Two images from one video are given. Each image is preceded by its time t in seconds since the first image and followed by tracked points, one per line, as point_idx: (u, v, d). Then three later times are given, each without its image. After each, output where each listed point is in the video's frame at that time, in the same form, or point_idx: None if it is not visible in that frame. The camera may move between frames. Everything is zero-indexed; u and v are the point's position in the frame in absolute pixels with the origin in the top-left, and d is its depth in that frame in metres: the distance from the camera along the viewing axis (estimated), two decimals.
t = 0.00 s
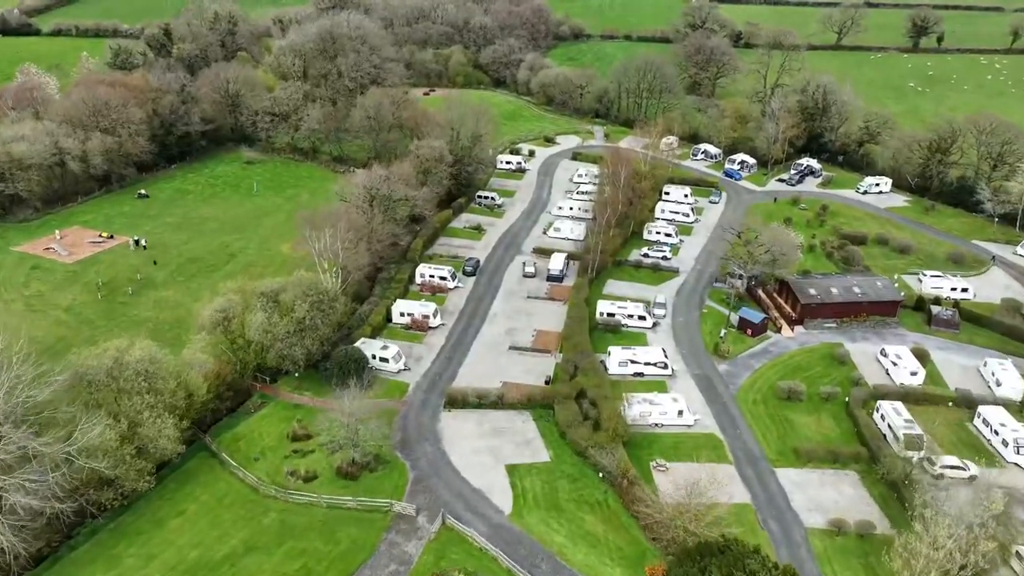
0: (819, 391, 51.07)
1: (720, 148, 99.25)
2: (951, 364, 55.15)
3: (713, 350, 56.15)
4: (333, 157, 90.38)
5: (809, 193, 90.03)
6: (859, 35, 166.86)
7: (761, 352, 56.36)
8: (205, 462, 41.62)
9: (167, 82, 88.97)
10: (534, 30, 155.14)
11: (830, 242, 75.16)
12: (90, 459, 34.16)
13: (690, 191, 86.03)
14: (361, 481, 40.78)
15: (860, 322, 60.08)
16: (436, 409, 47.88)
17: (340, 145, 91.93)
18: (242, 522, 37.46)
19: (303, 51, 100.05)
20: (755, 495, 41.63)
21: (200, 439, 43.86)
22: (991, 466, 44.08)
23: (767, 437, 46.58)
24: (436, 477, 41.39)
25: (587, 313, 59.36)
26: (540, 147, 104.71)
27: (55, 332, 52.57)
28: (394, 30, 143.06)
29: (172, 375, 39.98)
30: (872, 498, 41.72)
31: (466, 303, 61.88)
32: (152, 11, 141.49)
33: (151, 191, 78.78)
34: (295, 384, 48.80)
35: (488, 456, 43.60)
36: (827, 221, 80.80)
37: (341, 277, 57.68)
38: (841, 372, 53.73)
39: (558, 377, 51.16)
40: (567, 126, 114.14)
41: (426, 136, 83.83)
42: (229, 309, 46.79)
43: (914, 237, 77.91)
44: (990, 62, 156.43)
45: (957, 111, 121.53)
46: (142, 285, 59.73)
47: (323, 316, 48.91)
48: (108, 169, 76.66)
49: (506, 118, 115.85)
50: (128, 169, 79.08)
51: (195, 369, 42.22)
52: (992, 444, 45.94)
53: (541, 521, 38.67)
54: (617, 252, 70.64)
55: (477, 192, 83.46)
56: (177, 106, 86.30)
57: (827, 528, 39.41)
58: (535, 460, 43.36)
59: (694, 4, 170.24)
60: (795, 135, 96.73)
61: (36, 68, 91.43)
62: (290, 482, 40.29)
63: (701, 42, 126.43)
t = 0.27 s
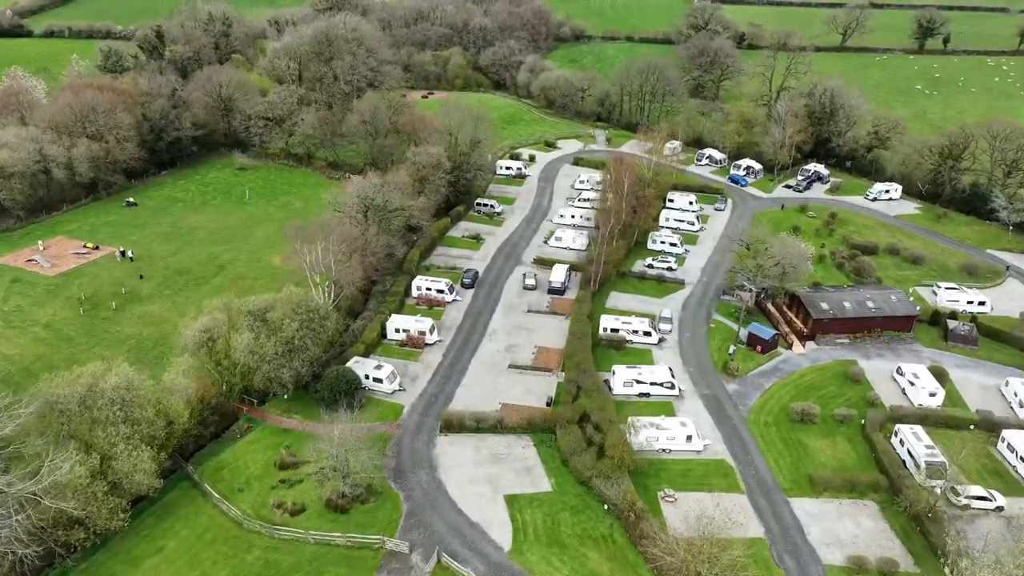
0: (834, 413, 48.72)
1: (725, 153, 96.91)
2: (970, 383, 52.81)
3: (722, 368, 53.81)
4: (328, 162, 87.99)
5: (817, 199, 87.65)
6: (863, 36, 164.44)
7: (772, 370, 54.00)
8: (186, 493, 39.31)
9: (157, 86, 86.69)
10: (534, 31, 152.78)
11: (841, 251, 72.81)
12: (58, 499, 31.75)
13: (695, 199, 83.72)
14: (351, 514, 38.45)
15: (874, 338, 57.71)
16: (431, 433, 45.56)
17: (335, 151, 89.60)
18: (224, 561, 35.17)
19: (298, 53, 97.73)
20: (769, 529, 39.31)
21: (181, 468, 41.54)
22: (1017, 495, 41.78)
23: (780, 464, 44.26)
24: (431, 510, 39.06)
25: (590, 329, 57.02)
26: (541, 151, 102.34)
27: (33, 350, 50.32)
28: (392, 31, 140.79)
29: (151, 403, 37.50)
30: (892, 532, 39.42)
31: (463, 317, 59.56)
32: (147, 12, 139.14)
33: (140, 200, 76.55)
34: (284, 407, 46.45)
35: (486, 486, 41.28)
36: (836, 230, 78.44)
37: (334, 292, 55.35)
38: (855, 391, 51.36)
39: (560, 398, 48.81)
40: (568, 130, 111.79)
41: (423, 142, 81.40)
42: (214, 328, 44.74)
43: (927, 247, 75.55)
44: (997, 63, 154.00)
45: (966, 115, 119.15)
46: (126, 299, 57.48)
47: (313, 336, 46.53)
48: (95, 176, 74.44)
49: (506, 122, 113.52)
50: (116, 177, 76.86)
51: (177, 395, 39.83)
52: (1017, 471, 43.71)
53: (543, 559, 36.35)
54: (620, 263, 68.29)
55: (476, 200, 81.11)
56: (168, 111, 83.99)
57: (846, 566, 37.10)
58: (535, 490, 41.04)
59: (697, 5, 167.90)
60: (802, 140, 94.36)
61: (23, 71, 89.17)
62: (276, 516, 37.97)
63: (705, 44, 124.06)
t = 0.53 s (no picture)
0: (846, 436, 46.43)
1: (726, 158, 94.77)
2: (986, 402, 50.59)
3: (727, 387, 51.49)
4: (318, 169, 85.42)
5: (821, 206, 85.49)
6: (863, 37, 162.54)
7: (779, 390, 51.71)
8: (161, 532, 36.87)
9: (141, 90, 84.10)
10: (529, 33, 150.42)
11: (847, 261, 70.62)
12: (14, 547, 29.29)
13: (695, 206, 81.47)
14: (337, 554, 35.99)
15: (885, 354, 55.44)
16: (423, 461, 43.16)
17: (325, 157, 87.13)
18: None
19: (287, 56, 95.15)
20: (782, 566, 37.00)
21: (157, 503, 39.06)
22: None
23: (791, 493, 41.95)
24: (422, 549, 36.67)
25: (589, 346, 54.66)
26: (537, 157, 99.98)
27: (3, 374, 47.86)
28: (385, 33, 138.35)
29: (122, 438, 35.08)
30: (912, 568, 37.16)
31: (457, 333, 57.16)
32: (136, 13, 136.21)
33: (122, 209, 74.04)
34: (268, 434, 43.97)
35: (481, 520, 38.92)
36: (841, 238, 76.26)
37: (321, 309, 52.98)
38: (867, 412, 49.11)
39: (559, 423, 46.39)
40: (565, 134, 109.51)
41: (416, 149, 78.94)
42: (192, 352, 42.20)
43: (934, 256, 73.44)
44: (999, 65, 152.26)
45: (969, 118, 117.24)
46: (104, 317, 55.03)
47: (298, 359, 44.02)
48: (74, 185, 71.94)
49: (502, 126, 111.19)
50: (97, 185, 74.34)
51: (150, 426, 37.36)
52: None
53: None
54: (620, 275, 65.96)
55: (471, 208, 78.71)
56: (152, 117, 81.39)
57: None
58: (533, 525, 38.67)
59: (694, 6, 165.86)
60: (805, 145, 92.20)
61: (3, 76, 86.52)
62: (257, 557, 35.51)
63: (704, 46, 121.89)
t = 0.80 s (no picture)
0: (853, 461, 44.30)
1: (721, 164, 92.81)
2: (996, 422, 48.62)
3: (728, 409, 49.27)
4: (302, 177, 82.61)
5: (818, 213, 83.61)
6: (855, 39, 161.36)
7: (782, 411, 49.54)
8: None
9: (117, 97, 81.20)
10: (519, 35, 148.17)
11: (847, 272, 68.69)
12: None
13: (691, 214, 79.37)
14: None
15: (890, 371, 53.39)
16: (409, 494, 40.65)
17: (309, 165, 84.47)
18: None
19: (270, 61, 92.50)
20: None
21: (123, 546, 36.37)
22: None
23: (798, 524, 39.75)
24: None
25: (584, 365, 52.33)
26: (528, 163, 97.68)
27: None
28: (372, 36, 135.68)
29: (82, 481, 32.47)
30: None
31: (446, 352, 54.72)
32: (117, 15, 132.85)
33: (97, 222, 71.20)
34: (244, 466, 41.35)
35: (471, 560, 36.49)
36: (840, 247, 74.35)
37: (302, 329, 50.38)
38: (875, 434, 47.06)
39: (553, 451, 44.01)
40: (556, 139, 107.28)
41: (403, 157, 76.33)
42: (161, 381, 39.89)
43: (936, 264, 71.64)
44: (992, 66, 151.31)
45: (965, 121, 115.89)
46: (73, 339, 52.30)
47: (276, 387, 41.40)
48: (45, 197, 69.06)
49: (492, 131, 108.84)
50: (70, 197, 71.47)
51: (114, 466, 34.74)
52: None
53: None
54: (615, 288, 63.70)
55: (460, 218, 76.27)
56: (128, 125, 78.47)
57: None
58: (527, 565, 36.29)
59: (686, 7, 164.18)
60: (801, 150, 90.36)
61: None
62: None
63: (696, 49, 120.01)
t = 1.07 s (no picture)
0: (863, 487, 42.19)
1: (715, 169, 90.82)
2: (1008, 442, 46.70)
3: (730, 431, 47.10)
4: (285, 186, 79.83)
5: (815, 220, 81.81)
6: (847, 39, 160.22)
7: (786, 432, 47.42)
8: None
9: (91, 104, 78.15)
10: (507, 37, 145.87)
11: (847, 282, 66.82)
12: None
13: (686, 221, 77.29)
14: None
15: (896, 388, 51.42)
16: (395, 532, 38.17)
17: (292, 173, 81.78)
18: None
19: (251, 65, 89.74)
20: None
21: None
22: None
23: (807, 558, 37.56)
24: None
25: (578, 386, 50.03)
26: (518, 168, 95.35)
27: None
28: (358, 39, 133.00)
29: (36, 531, 30.22)
30: None
31: (434, 373, 52.26)
32: (96, 16, 129.31)
33: (69, 235, 68.26)
34: (218, 502, 38.70)
35: None
36: (839, 255, 72.48)
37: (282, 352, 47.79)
38: (882, 457, 45.06)
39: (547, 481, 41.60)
40: (547, 144, 105.06)
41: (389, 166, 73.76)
42: (126, 415, 37.24)
43: (938, 272, 69.86)
44: (983, 67, 150.60)
45: (959, 123, 114.72)
46: (38, 363, 49.47)
47: (252, 419, 38.76)
48: (13, 210, 66.10)
49: (480, 136, 106.48)
50: (40, 210, 68.50)
51: (72, 511, 32.28)
52: None
53: None
54: (610, 301, 61.46)
55: (448, 227, 73.86)
56: (102, 133, 75.45)
57: None
58: None
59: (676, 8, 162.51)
60: (796, 155, 88.61)
61: None
62: None
63: (688, 51, 118.14)
